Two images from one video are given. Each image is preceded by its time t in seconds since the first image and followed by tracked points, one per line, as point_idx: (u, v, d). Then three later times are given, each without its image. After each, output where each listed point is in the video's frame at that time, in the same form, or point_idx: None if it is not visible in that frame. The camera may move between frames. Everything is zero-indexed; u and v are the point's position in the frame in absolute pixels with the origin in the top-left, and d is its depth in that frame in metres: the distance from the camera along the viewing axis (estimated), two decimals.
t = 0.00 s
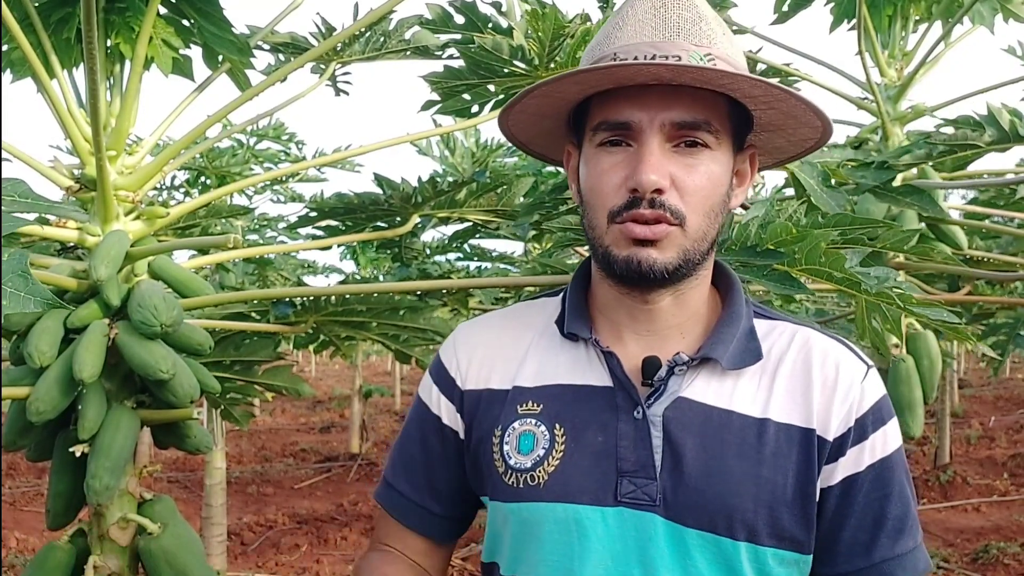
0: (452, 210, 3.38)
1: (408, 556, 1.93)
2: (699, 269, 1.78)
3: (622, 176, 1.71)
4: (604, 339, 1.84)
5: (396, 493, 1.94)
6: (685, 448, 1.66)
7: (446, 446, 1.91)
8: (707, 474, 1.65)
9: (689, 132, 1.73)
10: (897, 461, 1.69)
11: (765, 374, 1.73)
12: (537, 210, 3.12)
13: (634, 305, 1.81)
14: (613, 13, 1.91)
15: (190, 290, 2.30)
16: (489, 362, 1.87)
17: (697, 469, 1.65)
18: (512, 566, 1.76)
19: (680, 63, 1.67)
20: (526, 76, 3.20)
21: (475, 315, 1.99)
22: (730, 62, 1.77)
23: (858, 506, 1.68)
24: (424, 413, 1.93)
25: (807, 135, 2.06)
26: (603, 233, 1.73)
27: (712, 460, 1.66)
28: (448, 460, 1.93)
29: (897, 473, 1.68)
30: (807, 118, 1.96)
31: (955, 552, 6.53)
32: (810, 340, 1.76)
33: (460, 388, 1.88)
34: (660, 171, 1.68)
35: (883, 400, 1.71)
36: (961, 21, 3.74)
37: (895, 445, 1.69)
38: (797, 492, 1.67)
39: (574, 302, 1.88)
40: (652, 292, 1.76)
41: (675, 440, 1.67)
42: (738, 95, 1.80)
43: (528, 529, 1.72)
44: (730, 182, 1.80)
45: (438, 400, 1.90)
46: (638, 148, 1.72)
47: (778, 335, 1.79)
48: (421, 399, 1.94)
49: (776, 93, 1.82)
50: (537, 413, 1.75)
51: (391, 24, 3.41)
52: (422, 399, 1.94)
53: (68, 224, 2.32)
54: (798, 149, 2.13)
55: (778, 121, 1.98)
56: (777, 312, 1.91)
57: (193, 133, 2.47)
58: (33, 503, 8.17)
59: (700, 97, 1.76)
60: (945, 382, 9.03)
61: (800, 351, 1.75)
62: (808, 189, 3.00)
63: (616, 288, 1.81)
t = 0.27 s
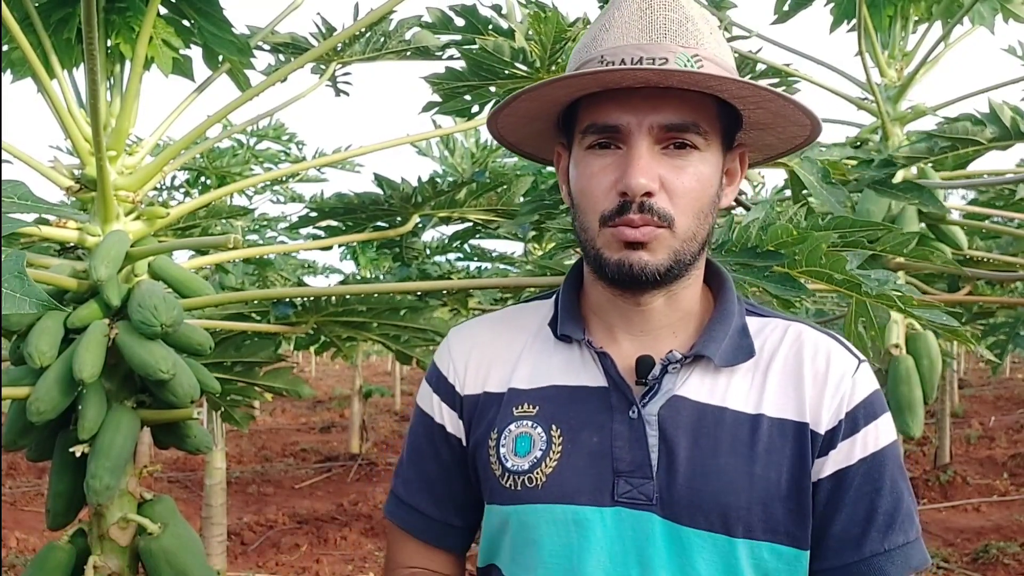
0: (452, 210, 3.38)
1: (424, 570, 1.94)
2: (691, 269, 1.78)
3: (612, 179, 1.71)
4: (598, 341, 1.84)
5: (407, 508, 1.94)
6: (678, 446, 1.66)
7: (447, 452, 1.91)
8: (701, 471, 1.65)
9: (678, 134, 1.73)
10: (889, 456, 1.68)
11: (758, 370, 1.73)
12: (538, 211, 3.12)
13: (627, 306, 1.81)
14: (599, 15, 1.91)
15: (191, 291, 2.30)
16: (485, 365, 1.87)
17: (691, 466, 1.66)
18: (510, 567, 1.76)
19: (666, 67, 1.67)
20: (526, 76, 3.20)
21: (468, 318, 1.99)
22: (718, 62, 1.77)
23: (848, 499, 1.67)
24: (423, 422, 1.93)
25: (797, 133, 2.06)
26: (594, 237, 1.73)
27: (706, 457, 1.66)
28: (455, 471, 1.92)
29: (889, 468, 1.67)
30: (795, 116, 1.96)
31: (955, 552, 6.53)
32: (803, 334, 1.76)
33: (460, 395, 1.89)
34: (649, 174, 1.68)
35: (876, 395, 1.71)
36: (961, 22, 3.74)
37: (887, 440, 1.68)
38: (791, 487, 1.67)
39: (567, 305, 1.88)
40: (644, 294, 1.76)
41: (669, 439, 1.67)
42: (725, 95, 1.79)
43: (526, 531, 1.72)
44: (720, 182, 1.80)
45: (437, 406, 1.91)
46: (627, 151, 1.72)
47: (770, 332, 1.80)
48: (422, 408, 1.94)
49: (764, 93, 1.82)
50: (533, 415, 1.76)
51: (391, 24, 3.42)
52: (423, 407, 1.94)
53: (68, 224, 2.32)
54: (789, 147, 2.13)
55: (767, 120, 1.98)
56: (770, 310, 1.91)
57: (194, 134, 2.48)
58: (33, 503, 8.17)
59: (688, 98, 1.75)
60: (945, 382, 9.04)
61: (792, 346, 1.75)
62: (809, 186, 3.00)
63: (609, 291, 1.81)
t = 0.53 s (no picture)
0: (453, 210, 3.37)
1: (427, 570, 1.95)
2: (694, 269, 1.77)
3: (615, 181, 1.71)
4: (600, 340, 1.84)
5: (410, 507, 1.94)
6: (680, 447, 1.66)
7: (447, 451, 1.91)
8: (702, 472, 1.65)
9: (681, 135, 1.72)
10: (889, 459, 1.68)
11: (760, 372, 1.73)
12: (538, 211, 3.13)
13: (629, 305, 1.81)
14: (600, 15, 1.91)
15: (191, 291, 2.30)
16: (486, 363, 1.87)
17: (692, 467, 1.65)
18: (510, 567, 1.76)
19: (668, 68, 1.67)
20: (526, 76, 3.20)
21: (469, 316, 1.99)
22: (720, 63, 1.77)
23: (848, 501, 1.67)
24: (425, 418, 1.92)
25: (798, 132, 2.05)
26: (597, 238, 1.73)
27: (707, 458, 1.66)
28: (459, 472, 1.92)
29: (889, 471, 1.67)
30: (796, 115, 1.96)
31: (956, 552, 6.52)
32: (805, 337, 1.76)
33: (461, 392, 1.88)
34: (652, 175, 1.68)
35: (876, 397, 1.71)
36: (961, 22, 3.74)
37: (888, 443, 1.68)
38: (792, 489, 1.67)
39: (569, 304, 1.88)
40: (647, 294, 1.75)
41: (671, 439, 1.67)
42: (727, 95, 1.79)
43: (526, 530, 1.72)
44: (722, 182, 1.80)
45: (438, 403, 1.90)
46: (630, 152, 1.72)
47: (772, 334, 1.79)
48: (422, 406, 1.94)
49: (765, 93, 1.82)
50: (534, 413, 1.75)
51: (391, 24, 3.41)
52: (423, 405, 1.94)
53: (68, 224, 2.32)
54: (789, 145, 2.13)
55: (768, 119, 1.98)
56: (771, 312, 1.91)
57: (193, 134, 2.47)
58: (33, 503, 8.17)
59: (690, 98, 1.75)
60: (946, 382, 9.03)
61: (793, 348, 1.75)
62: (812, 188, 3.01)
63: (611, 291, 1.81)
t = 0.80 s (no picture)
0: (453, 210, 3.37)
1: (427, 569, 1.94)
2: (695, 269, 1.77)
3: (616, 181, 1.71)
4: (602, 340, 1.84)
5: (411, 505, 1.94)
6: (681, 446, 1.66)
7: (448, 450, 1.91)
8: (703, 472, 1.65)
9: (681, 134, 1.72)
10: (890, 461, 1.68)
11: (761, 373, 1.73)
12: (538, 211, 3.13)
13: (631, 305, 1.81)
14: (601, 15, 1.91)
15: (191, 291, 2.30)
16: (487, 361, 1.87)
17: (693, 467, 1.65)
18: (509, 566, 1.76)
19: (669, 67, 1.67)
20: (526, 76, 3.20)
21: (471, 314, 1.99)
22: (720, 62, 1.77)
23: (848, 503, 1.67)
24: (426, 416, 1.92)
25: (799, 130, 2.05)
26: (599, 238, 1.73)
27: (708, 458, 1.66)
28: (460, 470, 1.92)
29: (890, 473, 1.67)
30: (797, 114, 1.96)
31: (956, 551, 6.52)
32: (806, 338, 1.76)
33: (462, 390, 1.88)
34: (654, 174, 1.68)
35: (878, 400, 1.71)
36: (961, 22, 3.74)
37: (889, 445, 1.68)
38: (793, 489, 1.67)
39: (571, 304, 1.88)
40: (649, 293, 1.75)
41: (672, 438, 1.66)
42: (728, 94, 1.79)
43: (526, 529, 1.72)
44: (723, 181, 1.80)
45: (439, 402, 1.90)
46: (631, 152, 1.72)
47: (773, 335, 1.79)
48: (424, 404, 1.94)
49: (766, 92, 1.82)
50: (535, 412, 1.75)
51: (391, 24, 3.41)
52: (424, 403, 1.93)
53: (68, 224, 2.32)
54: (791, 144, 2.13)
55: (770, 118, 1.98)
56: (773, 313, 1.90)
57: (193, 133, 2.47)
58: (33, 503, 8.17)
59: (690, 98, 1.75)
60: (945, 382, 9.03)
61: (795, 349, 1.75)
62: (812, 185, 2.99)
63: (613, 291, 1.81)
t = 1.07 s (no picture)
0: (453, 211, 3.37)
1: (427, 569, 1.94)
2: (696, 269, 1.77)
3: (616, 180, 1.71)
4: (603, 340, 1.84)
5: (411, 505, 1.94)
6: (682, 447, 1.66)
7: (449, 450, 1.91)
8: (704, 473, 1.65)
9: (680, 133, 1.72)
10: (890, 462, 1.68)
11: (761, 374, 1.73)
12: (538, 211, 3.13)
13: (631, 305, 1.81)
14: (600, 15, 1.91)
15: (191, 291, 2.30)
16: (488, 361, 1.87)
17: (694, 467, 1.65)
18: (509, 566, 1.76)
19: (667, 65, 1.67)
20: (527, 77, 3.21)
21: (471, 314, 1.99)
22: (719, 61, 1.77)
23: (849, 504, 1.67)
24: (427, 416, 1.93)
25: (800, 129, 2.05)
26: (599, 238, 1.73)
27: (708, 458, 1.66)
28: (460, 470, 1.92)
29: (890, 474, 1.67)
30: (797, 112, 1.96)
31: (955, 551, 6.52)
32: (807, 339, 1.76)
33: (462, 390, 1.88)
34: (653, 174, 1.68)
35: (878, 400, 1.71)
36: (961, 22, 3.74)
37: (889, 446, 1.68)
38: (793, 490, 1.67)
39: (571, 304, 1.88)
40: (650, 293, 1.75)
41: (672, 439, 1.67)
42: (727, 93, 1.79)
43: (527, 529, 1.72)
44: (723, 180, 1.80)
45: (440, 402, 1.90)
46: (630, 151, 1.72)
47: (774, 335, 1.79)
48: (424, 404, 1.94)
49: (765, 91, 1.82)
50: (536, 412, 1.75)
51: (392, 25, 3.41)
52: (424, 403, 1.94)
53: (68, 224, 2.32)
54: (791, 143, 2.13)
55: (770, 117, 1.98)
56: (774, 314, 1.90)
57: (193, 134, 2.47)
58: (33, 503, 8.17)
59: (690, 96, 1.75)
60: (945, 382, 9.03)
61: (795, 349, 1.75)
62: (811, 188, 3.01)
63: (614, 290, 1.81)
